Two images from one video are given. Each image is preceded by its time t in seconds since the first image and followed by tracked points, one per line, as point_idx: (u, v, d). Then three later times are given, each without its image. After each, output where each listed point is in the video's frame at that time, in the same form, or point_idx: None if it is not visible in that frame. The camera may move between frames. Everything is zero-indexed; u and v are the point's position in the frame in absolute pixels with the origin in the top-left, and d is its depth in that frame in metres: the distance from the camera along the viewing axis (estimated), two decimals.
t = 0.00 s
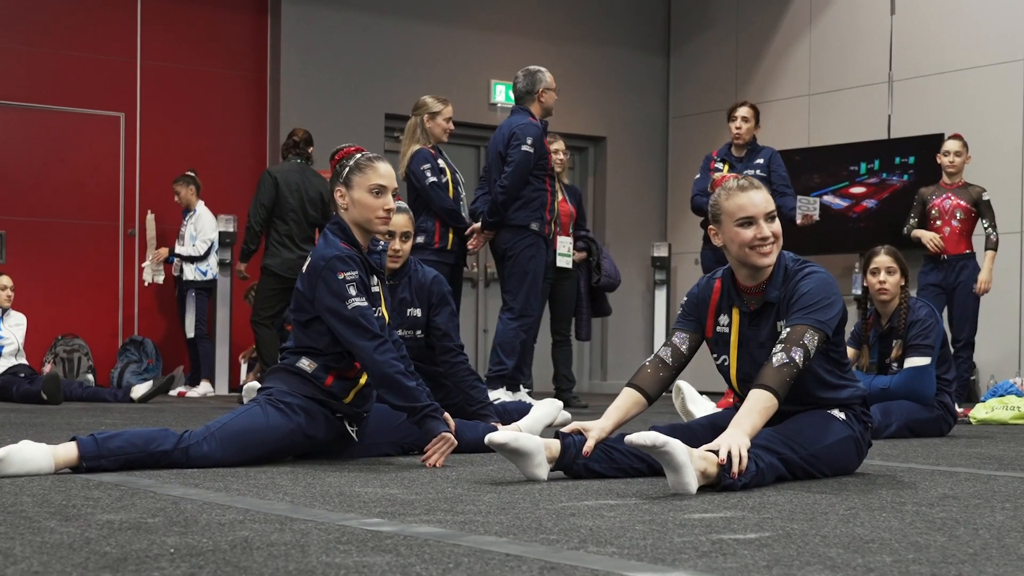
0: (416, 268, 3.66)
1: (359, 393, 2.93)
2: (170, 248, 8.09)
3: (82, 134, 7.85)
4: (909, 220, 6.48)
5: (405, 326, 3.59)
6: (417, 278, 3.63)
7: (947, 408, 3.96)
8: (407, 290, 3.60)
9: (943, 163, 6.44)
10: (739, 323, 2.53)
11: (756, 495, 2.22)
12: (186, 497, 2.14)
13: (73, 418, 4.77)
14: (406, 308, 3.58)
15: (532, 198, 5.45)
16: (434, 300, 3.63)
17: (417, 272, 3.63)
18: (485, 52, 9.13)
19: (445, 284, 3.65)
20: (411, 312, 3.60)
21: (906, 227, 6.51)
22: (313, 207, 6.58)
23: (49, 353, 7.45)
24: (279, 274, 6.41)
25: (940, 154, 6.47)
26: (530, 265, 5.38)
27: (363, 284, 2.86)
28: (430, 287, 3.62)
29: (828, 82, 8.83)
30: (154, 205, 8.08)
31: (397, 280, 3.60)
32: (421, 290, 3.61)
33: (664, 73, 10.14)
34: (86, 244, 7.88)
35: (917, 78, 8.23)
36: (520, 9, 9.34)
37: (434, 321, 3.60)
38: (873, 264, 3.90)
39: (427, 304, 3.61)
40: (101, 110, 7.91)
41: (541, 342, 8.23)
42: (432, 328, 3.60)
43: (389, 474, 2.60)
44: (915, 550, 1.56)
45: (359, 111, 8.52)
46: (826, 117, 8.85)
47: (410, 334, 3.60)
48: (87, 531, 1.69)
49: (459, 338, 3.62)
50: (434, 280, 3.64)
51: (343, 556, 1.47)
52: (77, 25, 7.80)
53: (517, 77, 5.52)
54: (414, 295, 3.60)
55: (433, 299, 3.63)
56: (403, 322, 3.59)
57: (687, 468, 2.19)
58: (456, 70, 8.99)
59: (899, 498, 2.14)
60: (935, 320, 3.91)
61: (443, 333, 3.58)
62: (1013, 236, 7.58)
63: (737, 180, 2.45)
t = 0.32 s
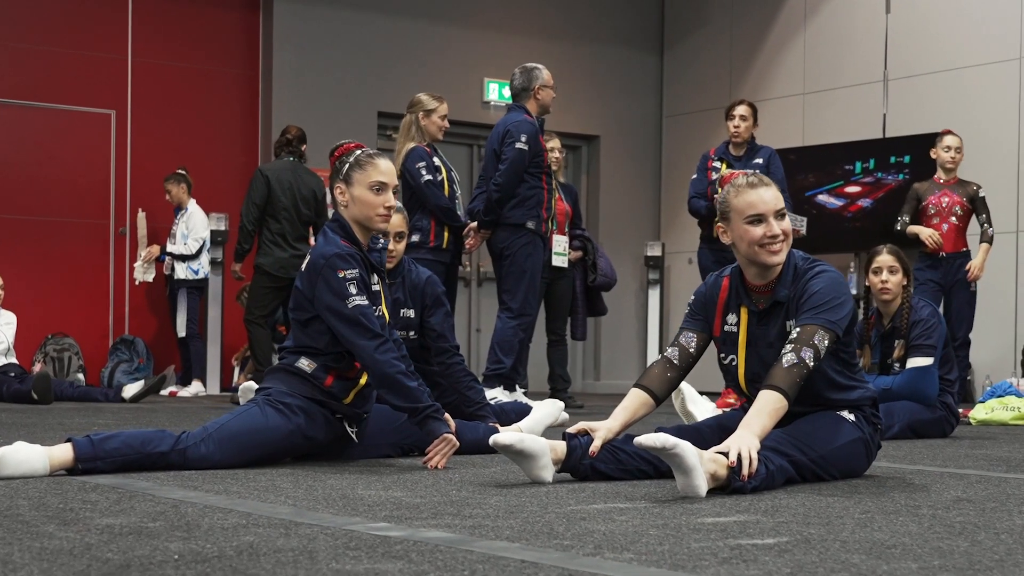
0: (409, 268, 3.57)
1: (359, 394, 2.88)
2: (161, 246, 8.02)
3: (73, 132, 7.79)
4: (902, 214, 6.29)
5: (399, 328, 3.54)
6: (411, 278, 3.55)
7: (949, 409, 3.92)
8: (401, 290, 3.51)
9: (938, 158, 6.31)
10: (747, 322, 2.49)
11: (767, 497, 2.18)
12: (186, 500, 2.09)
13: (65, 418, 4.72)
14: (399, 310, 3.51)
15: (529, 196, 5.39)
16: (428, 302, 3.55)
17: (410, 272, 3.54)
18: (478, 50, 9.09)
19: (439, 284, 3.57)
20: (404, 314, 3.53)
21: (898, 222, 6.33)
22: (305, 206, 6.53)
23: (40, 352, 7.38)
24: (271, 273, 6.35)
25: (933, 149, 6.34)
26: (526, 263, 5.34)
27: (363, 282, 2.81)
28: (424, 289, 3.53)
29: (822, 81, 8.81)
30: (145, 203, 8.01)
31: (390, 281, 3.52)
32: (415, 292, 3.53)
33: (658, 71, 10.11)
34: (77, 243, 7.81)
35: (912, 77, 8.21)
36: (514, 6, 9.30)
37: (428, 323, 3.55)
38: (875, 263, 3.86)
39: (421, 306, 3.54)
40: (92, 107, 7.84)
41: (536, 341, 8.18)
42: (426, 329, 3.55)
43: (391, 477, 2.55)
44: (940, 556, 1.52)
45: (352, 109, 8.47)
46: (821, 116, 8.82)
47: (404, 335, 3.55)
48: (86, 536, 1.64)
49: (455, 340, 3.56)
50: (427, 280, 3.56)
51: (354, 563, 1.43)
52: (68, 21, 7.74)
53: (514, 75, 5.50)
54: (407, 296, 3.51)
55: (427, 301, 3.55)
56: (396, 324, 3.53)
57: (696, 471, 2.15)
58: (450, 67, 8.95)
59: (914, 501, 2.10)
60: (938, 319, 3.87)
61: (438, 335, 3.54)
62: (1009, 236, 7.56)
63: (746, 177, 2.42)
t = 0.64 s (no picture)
0: (404, 268, 3.55)
1: (359, 394, 2.84)
2: (152, 244, 7.95)
3: (63, 129, 7.72)
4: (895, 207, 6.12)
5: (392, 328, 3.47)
6: (404, 279, 3.52)
7: (952, 410, 3.89)
8: (394, 290, 3.47)
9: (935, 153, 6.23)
10: (755, 321, 2.48)
11: (779, 501, 2.15)
12: (186, 504, 2.04)
13: (55, 418, 4.66)
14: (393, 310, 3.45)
15: (523, 194, 5.36)
16: (421, 303, 3.51)
17: (404, 272, 3.52)
18: (471, 48, 9.04)
19: (433, 285, 3.54)
20: (398, 314, 3.47)
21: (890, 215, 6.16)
22: (297, 205, 6.49)
23: (29, 351, 7.31)
24: (263, 273, 6.30)
25: (929, 144, 6.25)
26: (521, 262, 5.30)
27: (364, 281, 2.77)
28: (417, 289, 3.50)
29: (817, 79, 8.79)
30: (136, 201, 7.94)
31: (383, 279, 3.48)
32: (409, 292, 3.50)
33: (651, 70, 10.08)
34: (66, 241, 7.75)
35: (906, 76, 8.19)
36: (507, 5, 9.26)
37: (422, 324, 3.49)
38: (877, 263, 3.81)
39: (414, 306, 3.49)
40: (83, 104, 7.78)
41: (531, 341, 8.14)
42: (421, 330, 3.49)
43: (392, 479, 2.51)
44: (965, 563, 1.48)
45: (344, 107, 8.42)
46: (816, 114, 8.80)
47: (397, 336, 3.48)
48: (86, 542, 1.59)
49: (450, 341, 3.50)
50: (421, 281, 3.53)
51: (365, 570, 1.38)
52: (58, 18, 7.67)
53: (511, 72, 5.46)
54: (401, 296, 3.48)
55: (421, 301, 3.51)
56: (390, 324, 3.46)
57: (707, 474, 2.11)
58: (442, 66, 8.90)
59: (928, 505, 2.06)
60: (940, 319, 3.83)
61: (433, 336, 3.48)
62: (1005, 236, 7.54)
63: (755, 175, 2.42)
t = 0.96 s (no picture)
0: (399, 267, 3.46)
1: (360, 397, 2.79)
2: (144, 244, 7.90)
3: (54, 128, 7.66)
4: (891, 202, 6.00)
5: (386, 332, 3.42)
6: (399, 279, 3.45)
7: (955, 412, 3.86)
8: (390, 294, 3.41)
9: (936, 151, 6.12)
10: (764, 323, 2.46)
11: (792, 506, 2.11)
12: (187, 511, 2.00)
13: (48, 420, 4.61)
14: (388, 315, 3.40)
15: (517, 194, 5.31)
16: (416, 305, 3.46)
17: (401, 273, 3.44)
18: (464, 47, 9.00)
19: (428, 286, 3.49)
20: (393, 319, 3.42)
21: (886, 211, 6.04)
22: (290, 204, 6.44)
23: (19, 352, 7.25)
24: (255, 273, 6.24)
25: (931, 142, 6.14)
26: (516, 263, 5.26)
27: (365, 282, 2.73)
28: (413, 292, 3.45)
29: (812, 78, 8.76)
30: (127, 201, 7.88)
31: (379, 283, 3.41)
32: (403, 294, 3.44)
33: (644, 69, 10.04)
34: (56, 241, 7.68)
35: (902, 75, 8.17)
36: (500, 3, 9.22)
37: (417, 327, 3.44)
38: (879, 263, 3.80)
39: (409, 309, 3.45)
40: (74, 103, 7.72)
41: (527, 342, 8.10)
42: (416, 333, 3.44)
43: (396, 483, 2.47)
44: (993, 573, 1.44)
45: (336, 106, 8.37)
46: (811, 114, 8.77)
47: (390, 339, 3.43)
48: (88, 551, 1.54)
49: (445, 343, 3.45)
50: (416, 282, 3.46)
51: None
52: (48, 16, 7.61)
53: (506, 71, 5.42)
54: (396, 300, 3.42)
55: (416, 304, 3.46)
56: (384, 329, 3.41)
57: (718, 479, 2.07)
58: (436, 64, 8.86)
59: (944, 510, 2.03)
60: (943, 320, 3.81)
61: (429, 340, 3.43)
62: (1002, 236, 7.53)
63: (766, 174, 2.43)
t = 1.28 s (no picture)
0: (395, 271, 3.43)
1: (363, 399, 2.75)
2: (135, 244, 7.83)
3: (45, 127, 7.60)
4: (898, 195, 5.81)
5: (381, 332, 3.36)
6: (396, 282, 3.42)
7: (960, 413, 3.85)
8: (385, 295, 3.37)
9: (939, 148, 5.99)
10: (774, 324, 2.43)
11: (806, 510, 2.07)
12: (190, 516, 1.96)
13: (40, 422, 4.55)
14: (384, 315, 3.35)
15: (511, 194, 5.26)
16: (413, 307, 3.40)
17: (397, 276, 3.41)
18: (457, 46, 8.96)
19: (425, 289, 3.44)
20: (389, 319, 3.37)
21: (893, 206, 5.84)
22: (283, 204, 6.37)
23: (10, 354, 7.18)
24: (249, 274, 6.20)
25: (934, 138, 5.99)
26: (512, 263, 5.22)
27: (368, 281, 2.68)
28: (409, 294, 3.40)
29: (806, 77, 8.74)
30: (119, 201, 7.82)
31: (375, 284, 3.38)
32: (400, 296, 3.40)
33: (638, 68, 10.01)
34: (48, 242, 7.62)
35: (897, 74, 8.16)
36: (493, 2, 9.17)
37: (414, 327, 3.37)
38: (882, 263, 3.74)
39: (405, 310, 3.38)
40: (65, 103, 7.65)
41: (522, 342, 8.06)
42: (413, 334, 3.37)
43: (400, 487, 2.42)
44: None
45: (329, 105, 8.32)
46: (805, 113, 8.75)
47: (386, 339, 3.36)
48: (92, 560, 1.50)
49: (444, 344, 3.39)
50: (413, 284, 3.42)
51: None
52: (39, 14, 7.54)
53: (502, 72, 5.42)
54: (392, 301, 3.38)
55: (413, 306, 3.40)
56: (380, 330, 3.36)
57: (732, 483, 2.03)
58: (428, 64, 8.82)
59: (962, 514, 1.99)
60: (947, 321, 3.78)
61: (426, 340, 3.36)
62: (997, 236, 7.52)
63: (779, 171, 2.42)
